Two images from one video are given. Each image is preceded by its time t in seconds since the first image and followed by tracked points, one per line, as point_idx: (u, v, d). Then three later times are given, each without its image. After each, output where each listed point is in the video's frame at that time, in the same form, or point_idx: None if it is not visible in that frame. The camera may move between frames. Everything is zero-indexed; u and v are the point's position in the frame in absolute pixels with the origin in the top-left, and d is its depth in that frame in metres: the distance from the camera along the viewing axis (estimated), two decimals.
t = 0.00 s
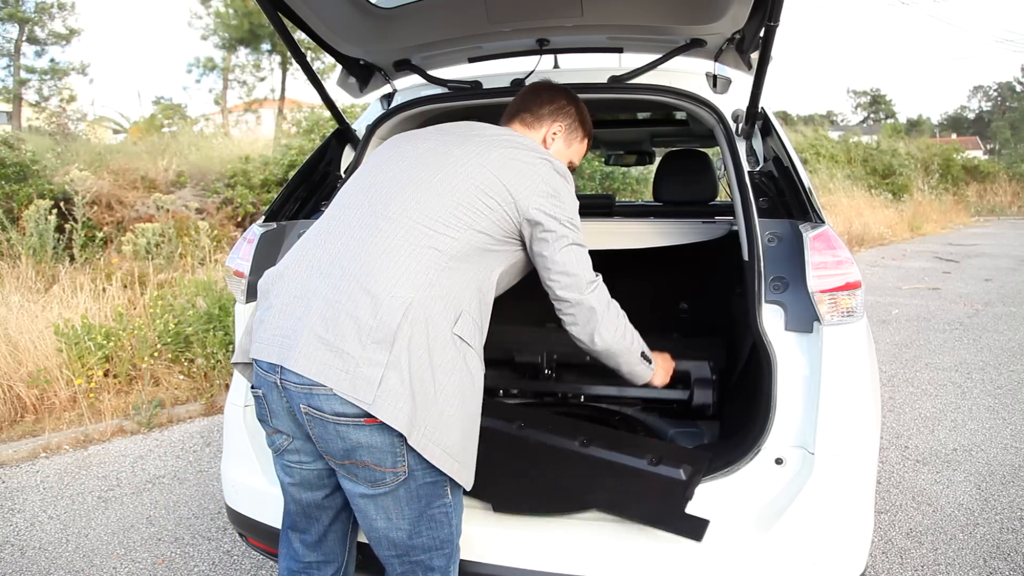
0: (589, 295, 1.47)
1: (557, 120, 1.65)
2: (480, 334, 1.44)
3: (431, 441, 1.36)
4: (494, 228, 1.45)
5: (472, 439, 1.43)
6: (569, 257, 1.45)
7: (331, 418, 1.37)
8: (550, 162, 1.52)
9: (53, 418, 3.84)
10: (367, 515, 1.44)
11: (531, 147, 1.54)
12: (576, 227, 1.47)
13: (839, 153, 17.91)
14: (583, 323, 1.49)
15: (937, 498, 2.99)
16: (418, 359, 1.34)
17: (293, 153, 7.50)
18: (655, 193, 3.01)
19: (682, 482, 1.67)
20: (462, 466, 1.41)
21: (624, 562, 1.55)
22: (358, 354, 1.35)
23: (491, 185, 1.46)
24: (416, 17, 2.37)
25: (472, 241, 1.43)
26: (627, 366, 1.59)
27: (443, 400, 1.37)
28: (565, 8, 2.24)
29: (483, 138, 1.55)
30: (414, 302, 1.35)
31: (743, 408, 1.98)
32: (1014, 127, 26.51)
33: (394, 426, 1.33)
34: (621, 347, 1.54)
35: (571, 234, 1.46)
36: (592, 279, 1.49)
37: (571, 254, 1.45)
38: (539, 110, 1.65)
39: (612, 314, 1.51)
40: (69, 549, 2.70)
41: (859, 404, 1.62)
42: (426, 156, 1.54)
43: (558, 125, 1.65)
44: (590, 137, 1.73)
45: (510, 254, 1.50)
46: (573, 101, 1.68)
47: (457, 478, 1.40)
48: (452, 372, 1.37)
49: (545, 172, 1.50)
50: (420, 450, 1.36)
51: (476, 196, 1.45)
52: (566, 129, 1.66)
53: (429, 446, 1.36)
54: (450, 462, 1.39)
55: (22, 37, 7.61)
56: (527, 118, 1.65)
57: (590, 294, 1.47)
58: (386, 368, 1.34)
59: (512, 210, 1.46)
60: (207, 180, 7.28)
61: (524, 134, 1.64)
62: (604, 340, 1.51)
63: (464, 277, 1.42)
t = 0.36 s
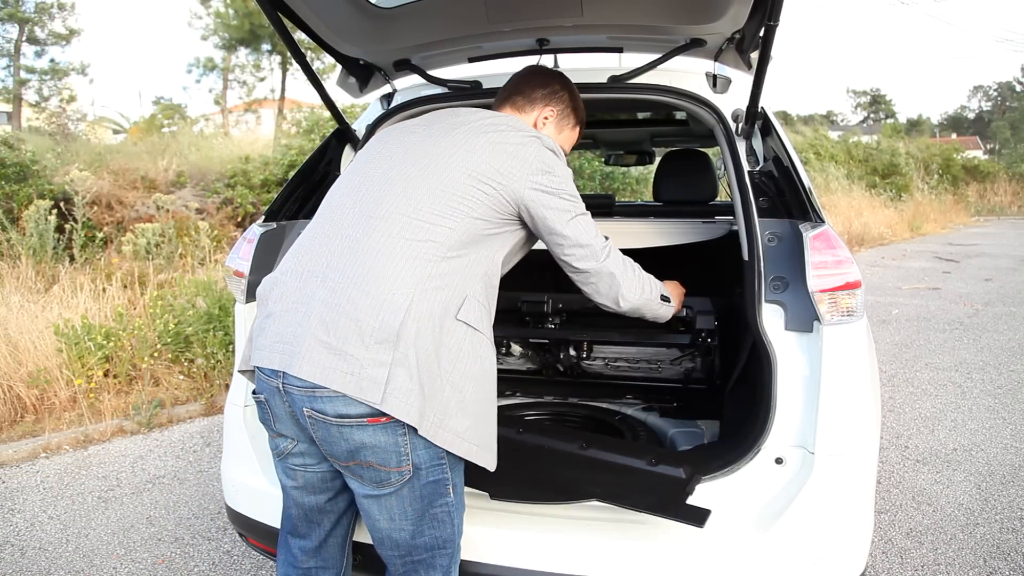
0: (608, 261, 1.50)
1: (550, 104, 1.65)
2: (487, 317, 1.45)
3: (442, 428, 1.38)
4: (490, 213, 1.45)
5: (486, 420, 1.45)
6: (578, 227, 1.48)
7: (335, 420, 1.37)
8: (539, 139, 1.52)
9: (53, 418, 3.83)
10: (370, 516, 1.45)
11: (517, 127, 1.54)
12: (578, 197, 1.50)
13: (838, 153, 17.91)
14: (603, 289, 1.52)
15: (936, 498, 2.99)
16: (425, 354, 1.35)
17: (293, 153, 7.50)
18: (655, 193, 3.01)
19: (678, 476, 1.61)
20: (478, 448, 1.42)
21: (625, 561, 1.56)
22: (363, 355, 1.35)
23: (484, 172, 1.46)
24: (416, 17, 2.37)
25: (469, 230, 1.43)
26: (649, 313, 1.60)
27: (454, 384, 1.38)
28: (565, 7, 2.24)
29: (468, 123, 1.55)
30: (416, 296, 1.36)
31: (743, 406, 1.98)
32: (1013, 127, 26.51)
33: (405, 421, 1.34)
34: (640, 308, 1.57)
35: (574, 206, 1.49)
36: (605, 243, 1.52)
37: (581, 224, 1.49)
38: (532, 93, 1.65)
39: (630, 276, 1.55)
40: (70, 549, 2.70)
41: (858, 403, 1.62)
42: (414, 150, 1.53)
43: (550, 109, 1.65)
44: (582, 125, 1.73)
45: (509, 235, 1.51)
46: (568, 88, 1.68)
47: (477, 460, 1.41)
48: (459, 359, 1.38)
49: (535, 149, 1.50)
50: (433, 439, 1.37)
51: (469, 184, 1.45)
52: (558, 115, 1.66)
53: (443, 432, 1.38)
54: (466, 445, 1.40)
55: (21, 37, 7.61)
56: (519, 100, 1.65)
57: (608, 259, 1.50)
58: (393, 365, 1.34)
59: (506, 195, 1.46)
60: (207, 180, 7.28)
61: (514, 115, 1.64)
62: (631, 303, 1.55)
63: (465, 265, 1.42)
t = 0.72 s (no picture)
0: (609, 265, 1.49)
1: (556, 108, 1.64)
2: (484, 320, 1.45)
3: (439, 428, 1.37)
4: (491, 214, 1.45)
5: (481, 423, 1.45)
6: (581, 230, 1.47)
7: (334, 415, 1.37)
8: (542, 145, 1.52)
9: (53, 418, 3.83)
10: (369, 513, 1.45)
11: (520, 131, 1.54)
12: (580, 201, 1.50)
13: (838, 153, 17.91)
14: (603, 293, 1.51)
15: (936, 498, 2.99)
16: (423, 352, 1.35)
17: (293, 153, 7.50)
18: (655, 193, 3.01)
19: (678, 479, 1.62)
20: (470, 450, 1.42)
21: (624, 561, 1.56)
22: (362, 351, 1.35)
23: (487, 173, 1.46)
24: (416, 17, 2.36)
25: (470, 230, 1.43)
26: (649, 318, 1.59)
27: (451, 385, 1.38)
28: (565, 7, 2.24)
29: (472, 125, 1.55)
30: (415, 295, 1.36)
31: (743, 407, 1.98)
32: (1013, 127, 26.49)
33: (402, 417, 1.33)
34: (643, 313, 1.55)
35: (577, 209, 1.49)
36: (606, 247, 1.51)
37: (584, 227, 1.48)
38: (539, 98, 1.64)
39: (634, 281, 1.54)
40: (70, 549, 2.70)
41: (858, 403, 1.62)
42: (419, 151, 1.53)
43: (556, 114, 1.64)
44: (587, 131, 1.72)
45: (510, 238, 1.51)
46: (575, 93, 1.68)
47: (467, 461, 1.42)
48: (456, 360, 1.38)
49: (539, 153, 1.51)
50: (430, 438, 1.36)
51: (471, 185, 1.45)
52: (564, 119, 1.65)
53: (439, 432, 1.37)
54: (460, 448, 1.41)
55: (21, 37, 7.61)
56: (525, 104, 1.64)
57: (608, 262, 1.49)
58: (391, 362, 1.34)
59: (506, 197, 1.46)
60: (207, 180, 7.27)
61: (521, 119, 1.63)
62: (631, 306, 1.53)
63: (466, 265, 1.42)
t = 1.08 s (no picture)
0: (569, 263, 1.46)
1: (537, 92, 1.62)
2: (461, 318, 1.45)
3: (415, 430, 1.37)
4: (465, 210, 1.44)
5: (458, 423, 1.45)
6: (541, 222, 1.44)
7: (315, 415, 1.37)
8: (522, 138, 1.50)
9: (53, 418, 3.83)
10: (357, 512, 1.45)
11: (500, 125, 1.52)
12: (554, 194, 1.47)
13: (838, 153, 17.90)
14: (555, 291, 1.47)
15: (936, 498, 2.99)
16: (396, 351, 1.35)
17: (293, 153, 7.50)
18: (655, 193, 3.01)
19: (678, 479, 1.60)
20: (448, 451, 1.42)
21: (619, 561, 1.56)
22: (337, 351, 1.35)
23: (463, 169, 1.45)
24: (416, 17, 2.36)
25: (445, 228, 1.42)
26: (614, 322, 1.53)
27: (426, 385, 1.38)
28: (565, 7, 2.24)
29: (451, 120, 1.54)
30: (389, 293, 1.35)
31: (742, 407, 1.98)
32: (1014, 127, 26.48)
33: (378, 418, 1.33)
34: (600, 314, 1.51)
35: (542, 200, 1.45)
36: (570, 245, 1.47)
37: (547, 221, 1.45)
38: (519, 84, 1.63)
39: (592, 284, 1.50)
40: (70, 549, 2.71)
41: (858, 404, 1.62)
42: (399, 148, 1.52)
43: (538, 98, 1.62)
44: (573, 114, 1.69)
45: (484, 233, 1.49)
46: (557, 77, 1.66)
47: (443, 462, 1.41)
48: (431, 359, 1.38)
49: (516, 146, 1.49)
50: (404, 438, 1.36)
51: (445, 181, 1.44)
52: (545, 103, 1.63)
53: (414, 433, 1.37)
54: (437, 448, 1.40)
55: (22, 38, 7.62)
56: (505, 91, 1.63)
57: (562, 261, 1.45)
58: (365, 361, 1.34)
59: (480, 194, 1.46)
60: (207, 180, 7.27)
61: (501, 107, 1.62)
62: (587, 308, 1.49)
63: (443, 263, 1.41)
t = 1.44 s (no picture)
0: (369, 221, 1.16)
1: (499, 74, 1.40)
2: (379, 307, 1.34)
3: (327, 427, 1.32)
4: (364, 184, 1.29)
5: (384, 421, 1.35)
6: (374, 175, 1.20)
7: (246, 415, 1.37)
8: (427, 103, 1.30)
9: (53, 418, 3.84)
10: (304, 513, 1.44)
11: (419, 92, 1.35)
12: (422, 158, 1.23)
13: (838, 153, 17.91)
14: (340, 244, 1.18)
15: (936, 498, 2.99)
16: (297, 348, 1.29)
17: (293, 153, 7.50)
18: (655, 193, 3.01)
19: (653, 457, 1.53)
20: (374, 449, 1.34)
21: (618, 561, 1.56)
22: (250, 350, 1.33)
23: (356, 147, 1.31)
24: (416, 17, 2.36)
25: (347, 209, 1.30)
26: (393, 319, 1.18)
27: (332, 381, 1.32)
28: (565, 7, 2.23)
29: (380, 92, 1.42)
30: (291, 288, 1.29)
31: (742, 408, 1.98)
32: (1013, 128, 26.48)
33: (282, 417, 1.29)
34: (385, 293, 1.17)
35: (397, 156, 1.21)
36: (394, 209, 1.18)
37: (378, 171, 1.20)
38: (479, 68, 1.41)
39: (385, 243, 1.16)
40: (70, 549, 2.71)
41: (859, 404, 1.62)
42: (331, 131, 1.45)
43: (501, 80, 1.40)
44: (545, 93, 1.47)
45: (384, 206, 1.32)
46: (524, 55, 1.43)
47: (377, 461, 1.34)
48: (342, 354, 1.31)
49: (413, 111, 1.29)
50: (316, 434, 1.32)
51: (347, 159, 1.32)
52: (509, 85, 1.41)
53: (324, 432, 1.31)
54: (361, 448, 1.33)
55: (22, 38, 7.62)
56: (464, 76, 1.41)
57: (369, 209, 1.17)
58: (271, 360, 1.30)
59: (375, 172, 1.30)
60: (207, 180, 7.27)
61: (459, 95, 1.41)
62: (362, 270, 1.16)
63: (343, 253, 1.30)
